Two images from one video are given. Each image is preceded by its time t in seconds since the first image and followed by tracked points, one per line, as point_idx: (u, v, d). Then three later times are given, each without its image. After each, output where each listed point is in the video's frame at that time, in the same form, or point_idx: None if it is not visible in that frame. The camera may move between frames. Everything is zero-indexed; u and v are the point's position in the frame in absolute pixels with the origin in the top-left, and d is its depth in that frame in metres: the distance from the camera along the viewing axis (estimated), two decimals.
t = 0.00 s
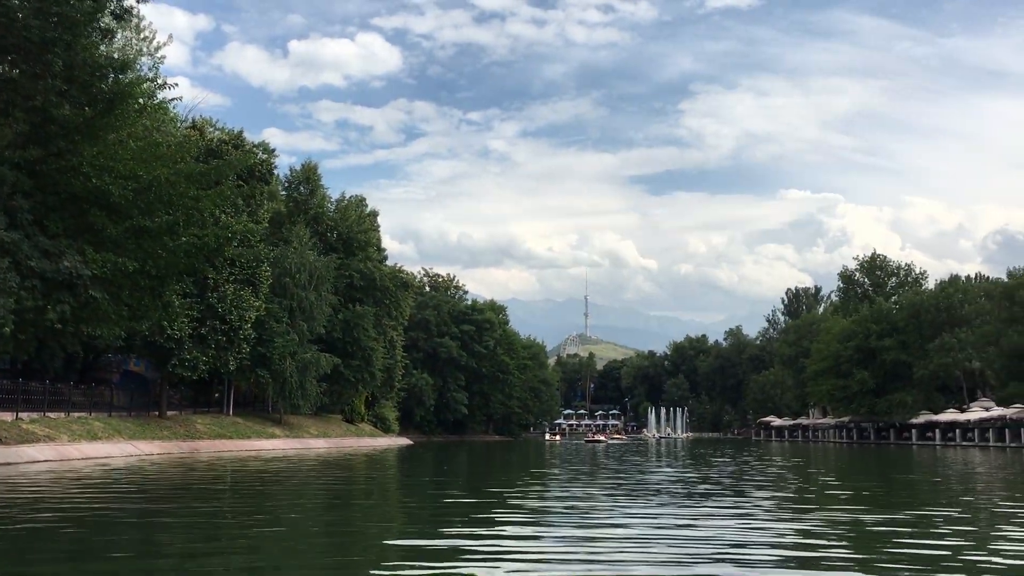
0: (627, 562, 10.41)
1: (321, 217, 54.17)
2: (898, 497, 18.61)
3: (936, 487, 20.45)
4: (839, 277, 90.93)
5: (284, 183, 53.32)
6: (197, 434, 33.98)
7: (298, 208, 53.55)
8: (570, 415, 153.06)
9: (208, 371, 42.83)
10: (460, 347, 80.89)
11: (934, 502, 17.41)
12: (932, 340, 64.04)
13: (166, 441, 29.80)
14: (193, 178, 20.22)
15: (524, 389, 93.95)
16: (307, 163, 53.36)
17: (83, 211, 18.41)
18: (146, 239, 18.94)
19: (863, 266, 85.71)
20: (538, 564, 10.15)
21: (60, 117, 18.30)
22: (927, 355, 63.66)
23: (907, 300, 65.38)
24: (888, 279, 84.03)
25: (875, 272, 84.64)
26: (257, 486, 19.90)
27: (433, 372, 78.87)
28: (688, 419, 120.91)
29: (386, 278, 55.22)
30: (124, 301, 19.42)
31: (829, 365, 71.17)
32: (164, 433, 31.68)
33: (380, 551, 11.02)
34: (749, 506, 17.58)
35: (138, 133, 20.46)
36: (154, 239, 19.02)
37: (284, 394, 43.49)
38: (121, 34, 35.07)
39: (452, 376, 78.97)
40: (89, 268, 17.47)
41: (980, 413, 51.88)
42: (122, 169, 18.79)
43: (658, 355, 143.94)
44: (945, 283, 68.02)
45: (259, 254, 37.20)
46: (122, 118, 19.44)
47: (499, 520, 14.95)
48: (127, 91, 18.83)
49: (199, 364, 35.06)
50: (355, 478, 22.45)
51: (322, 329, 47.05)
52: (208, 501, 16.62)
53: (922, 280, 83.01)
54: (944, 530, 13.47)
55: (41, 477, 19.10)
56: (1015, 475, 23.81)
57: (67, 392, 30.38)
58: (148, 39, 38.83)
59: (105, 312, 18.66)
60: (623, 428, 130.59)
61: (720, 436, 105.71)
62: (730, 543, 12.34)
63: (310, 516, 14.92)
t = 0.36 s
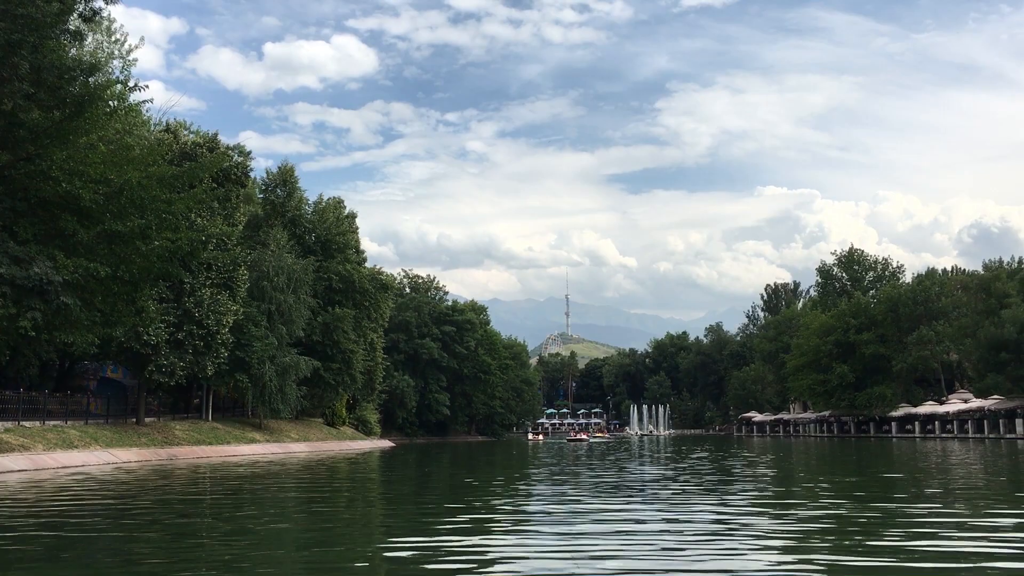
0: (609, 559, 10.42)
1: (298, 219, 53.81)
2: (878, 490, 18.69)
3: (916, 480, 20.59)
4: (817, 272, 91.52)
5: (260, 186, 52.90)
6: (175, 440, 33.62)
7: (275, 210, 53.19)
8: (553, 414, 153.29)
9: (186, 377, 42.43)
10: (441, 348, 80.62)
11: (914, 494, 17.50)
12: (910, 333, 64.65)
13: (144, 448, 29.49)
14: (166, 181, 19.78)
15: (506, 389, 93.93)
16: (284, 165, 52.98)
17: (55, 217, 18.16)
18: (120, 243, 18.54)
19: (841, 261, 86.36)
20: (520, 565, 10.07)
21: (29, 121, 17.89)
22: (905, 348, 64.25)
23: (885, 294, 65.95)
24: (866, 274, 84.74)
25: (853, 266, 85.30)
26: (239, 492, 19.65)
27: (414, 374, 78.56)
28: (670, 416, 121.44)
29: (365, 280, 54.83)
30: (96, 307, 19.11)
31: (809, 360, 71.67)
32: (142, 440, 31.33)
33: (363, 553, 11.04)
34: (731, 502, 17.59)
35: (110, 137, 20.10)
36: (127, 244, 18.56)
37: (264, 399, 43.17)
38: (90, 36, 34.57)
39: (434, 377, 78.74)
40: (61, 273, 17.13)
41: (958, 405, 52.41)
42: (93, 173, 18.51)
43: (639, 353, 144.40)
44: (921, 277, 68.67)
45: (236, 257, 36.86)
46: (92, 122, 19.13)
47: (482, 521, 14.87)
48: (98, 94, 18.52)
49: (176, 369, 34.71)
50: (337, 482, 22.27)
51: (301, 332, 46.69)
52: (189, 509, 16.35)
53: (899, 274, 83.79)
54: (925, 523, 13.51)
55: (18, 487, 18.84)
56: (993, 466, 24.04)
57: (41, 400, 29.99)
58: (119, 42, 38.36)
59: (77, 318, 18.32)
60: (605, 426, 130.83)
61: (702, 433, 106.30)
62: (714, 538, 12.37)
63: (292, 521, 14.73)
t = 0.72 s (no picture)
0: (597, 565, 10.39)
1: (283, 226, 53.51)
2: (868, 492, 18.62)
3: (905, 482, 20.59)
4: (802, 275, 91.88)
5: (243, 192, 52.58)
6: (158, 449, 33.28)
7: (259, 217, 52.90)
8: (540, 420, 153.18)
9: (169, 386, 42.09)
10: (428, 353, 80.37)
11: (903, 496, 17.49)
12: (895, 336, 65.01)
13: (126, 458, 29.18)
14: (145, 188, 19.58)
15: (493, 395, 93.77)
16: (268, 172, 52.74)
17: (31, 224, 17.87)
18: (98, 250, 18.30)
19: (826, 264, 86.78)
20: (507, 572, 10.04)
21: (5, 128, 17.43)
22: (890, 350, 64.60)
23: (870, 297, 66.33)
24: (851, 277, 85.23)
25: (838, 269, 85.71)
26: (223, 501, 19.44)
27: (401, 380, 78.23)
28: (657, 421, 121.59)
29: (351, 287, 54.57)
30: (74, 315, 18.83)
31: (794, 363, 71.94)
32: (124, 450, 31.00)
33: (348, 562, 10.94)
34: (719, 506, 17.53)
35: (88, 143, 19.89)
36: (105, 251, 18.29)
37: (248, 407, 42.87)
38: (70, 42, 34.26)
39: (421, 383, 78.49)
40: (37, 282, 16.82)
41: (944, 407, 52.70)
42: (70, 179, 18.31)
43: (626, 358, 144.46)
44: (905, 279, 69.12)
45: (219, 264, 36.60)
46: (69, 128, 18.57)
47: (468, 528, 14.74)
48: (75, 99, 17.96)
49: (159, 378, 34.40)
50: (322, 490, 22.12)
51: (285, 339, 46.40)
52: (171, 519, 16.13)
53: (883, 277, 84.29)
54: (916, 525, 13.46)
55: None
56: (980, 467, 24.11)
57: (21, 410, 29.62)
58: (99, 48, 38.02)
59: (54, 326, 18.07)
60: (593, 431, 130.81)
61: (689, 437, 106.50)
62: (702, 542, 12.36)
63: (275, 530, 14.50)
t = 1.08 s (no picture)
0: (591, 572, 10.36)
1: (276, 233, 53.41)
2: (865, 500, 18.53)
3: (901, 489, 20.53)
4: (797, 282, 91.97)
5: (237, 200, 52.53)
6: (150, 458, 33.09)
7: (253, 224, 52.79)
8: (535, 428, 152.92)
9: (162, 394, 41.91)
10: (422, 361, 80.20)
11: (901, 504, 17.39)
12: (890, 343, 65.13)
13: (118, 467, 29.00)
14: (136, 194, 19.47)
15: (488, 403, 93.57)
16: (262, 179, 52.70)
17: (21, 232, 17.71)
18: (89, 257, 18.16)
19: (821, 272, 86.98)
20: None
21: None
22: (885, 357, 64.72)
23: (865, 304, 66.46)
24: (846, 284, 85.38)
25: (833, 277, 85.91)
26: (215, 510, 19.32)
27: (395, 388, 78.04)
28: (652, 428, 121.46)
29: (345, 294, 54.44)
30: (64, 323, 18.66)
31: (790, 370, 71.96)
32: (116, 458, 30.82)
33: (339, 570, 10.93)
34: (715, 514, 17.44)
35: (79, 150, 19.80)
36: (95, 258, 18.13)
37: (242, 415, 42.70)
38: (62, 49, 34.24)
39: (415, 391, 78.29)
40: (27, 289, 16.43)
41: (939, 414, 52.75)
42: (60, 186, 18.17)
43: (621, 365, 144.35)
44: (900, 286, 69.28)
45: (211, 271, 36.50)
46: (59, 135, 18.55)
47: (463, 536, 14.65)
48: (64, 105, 17.98)
49: (151, 385, 34.22)
50: (317, 499, 22.00)
51: (279, 346, 46.23)
52: (163, 529, 15.99)
53: (878, 284, 84.44)
54: (913, 532, 13.39)
55: None
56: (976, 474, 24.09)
57: (12, 418, 29.45)
58: (92, 55, 37.99)
59: (44, 333, 17.95)
60: (588, 439, 130.62)
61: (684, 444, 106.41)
62: (696, 549, 12.35)
63: (268, 540, 14.38)
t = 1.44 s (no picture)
0: None
1: (271, 240, 53.35)
2: (859, 509, 18.49)
3: (895, 498, 20.51)
4: (792, 290, 92.05)
5: (232, 206, 52.46)
6: (142, 465, 32.93)
7: (248, 230, 52.73)
8: (531, 436, 152.64)
9: (155, 401, 41.80)
10: (417, 369, 80.03)
11: (894, 514, 17.29)
12: (885, 351, 65.22)
13: (110, 474, 28.89)
14: (127, 199, 19.31)
15: (483, 411, 93.44)
16: (257, 186, 52.71)
17: (11, 237, 17.46)
18: (78, 263, 18.05)
19: (816, 280, 87.11)
20: None
21: None
22: (881, 366, 64.82)
23: (860, 313, 66.58)
24: (841, 293, 85.53)
25: (828, 285, 86.08)
26: (208, 518, 19.23)
27: (390, 396, 77.84)
28: (648, 437, 121.38)
29: (339, 301, 54.30)
30: (53, 328, 18.57)
31: (785, 379, 71.99)
32: (107, 466, 30.68)
33: None
34: (708, 522, 17.39)
35: (70, 154, 19.61)
36: (86, 263, 18.07)
37: (235, 423, 42.63)
38: (56, 54, 34.13)
39: (410, 399, 78.13)
40: (14, 295, 16.45)
41: (934, 423, 52.82)
42: (51, 190, 17.95)
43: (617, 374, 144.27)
44: (895, 295, 69.40)
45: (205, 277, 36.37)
46: (51, 140, 18.35)
47: (454, 544, 14.61)
48: (56, 110, 17.68)
49: (144, 393, 34.12)
50: (312, 506, 21.98)
51: (273, 353, 46.07)
52: (156, 537, 15.92)
53: (873, 293, 84.59)
54: (911, 541, 13.33)
55: None
56: (970, 483, 24.12)
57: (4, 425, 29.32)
58: (87, 60, 37.93)
59: (32, 339, 17.87)
60: (582, 447, 130.35)
61: (680, 453, 106.36)
62: (690, 557, 12.33)
63: (260, 548, 14.28)
